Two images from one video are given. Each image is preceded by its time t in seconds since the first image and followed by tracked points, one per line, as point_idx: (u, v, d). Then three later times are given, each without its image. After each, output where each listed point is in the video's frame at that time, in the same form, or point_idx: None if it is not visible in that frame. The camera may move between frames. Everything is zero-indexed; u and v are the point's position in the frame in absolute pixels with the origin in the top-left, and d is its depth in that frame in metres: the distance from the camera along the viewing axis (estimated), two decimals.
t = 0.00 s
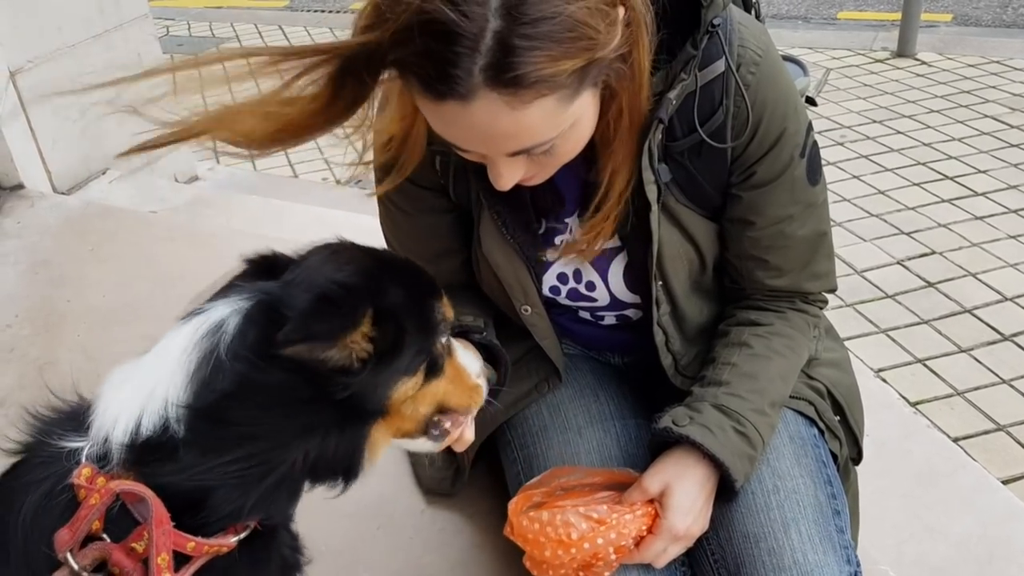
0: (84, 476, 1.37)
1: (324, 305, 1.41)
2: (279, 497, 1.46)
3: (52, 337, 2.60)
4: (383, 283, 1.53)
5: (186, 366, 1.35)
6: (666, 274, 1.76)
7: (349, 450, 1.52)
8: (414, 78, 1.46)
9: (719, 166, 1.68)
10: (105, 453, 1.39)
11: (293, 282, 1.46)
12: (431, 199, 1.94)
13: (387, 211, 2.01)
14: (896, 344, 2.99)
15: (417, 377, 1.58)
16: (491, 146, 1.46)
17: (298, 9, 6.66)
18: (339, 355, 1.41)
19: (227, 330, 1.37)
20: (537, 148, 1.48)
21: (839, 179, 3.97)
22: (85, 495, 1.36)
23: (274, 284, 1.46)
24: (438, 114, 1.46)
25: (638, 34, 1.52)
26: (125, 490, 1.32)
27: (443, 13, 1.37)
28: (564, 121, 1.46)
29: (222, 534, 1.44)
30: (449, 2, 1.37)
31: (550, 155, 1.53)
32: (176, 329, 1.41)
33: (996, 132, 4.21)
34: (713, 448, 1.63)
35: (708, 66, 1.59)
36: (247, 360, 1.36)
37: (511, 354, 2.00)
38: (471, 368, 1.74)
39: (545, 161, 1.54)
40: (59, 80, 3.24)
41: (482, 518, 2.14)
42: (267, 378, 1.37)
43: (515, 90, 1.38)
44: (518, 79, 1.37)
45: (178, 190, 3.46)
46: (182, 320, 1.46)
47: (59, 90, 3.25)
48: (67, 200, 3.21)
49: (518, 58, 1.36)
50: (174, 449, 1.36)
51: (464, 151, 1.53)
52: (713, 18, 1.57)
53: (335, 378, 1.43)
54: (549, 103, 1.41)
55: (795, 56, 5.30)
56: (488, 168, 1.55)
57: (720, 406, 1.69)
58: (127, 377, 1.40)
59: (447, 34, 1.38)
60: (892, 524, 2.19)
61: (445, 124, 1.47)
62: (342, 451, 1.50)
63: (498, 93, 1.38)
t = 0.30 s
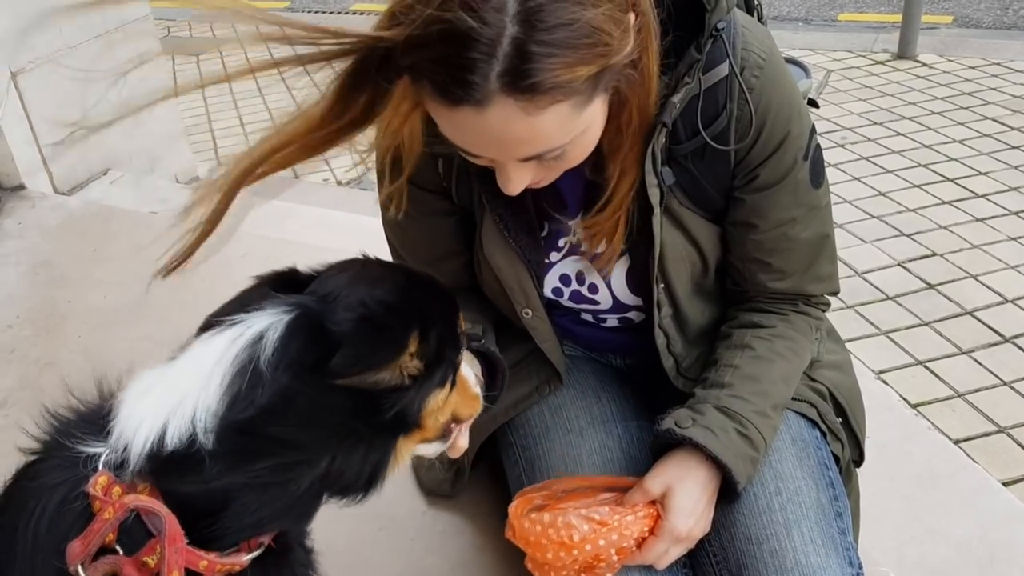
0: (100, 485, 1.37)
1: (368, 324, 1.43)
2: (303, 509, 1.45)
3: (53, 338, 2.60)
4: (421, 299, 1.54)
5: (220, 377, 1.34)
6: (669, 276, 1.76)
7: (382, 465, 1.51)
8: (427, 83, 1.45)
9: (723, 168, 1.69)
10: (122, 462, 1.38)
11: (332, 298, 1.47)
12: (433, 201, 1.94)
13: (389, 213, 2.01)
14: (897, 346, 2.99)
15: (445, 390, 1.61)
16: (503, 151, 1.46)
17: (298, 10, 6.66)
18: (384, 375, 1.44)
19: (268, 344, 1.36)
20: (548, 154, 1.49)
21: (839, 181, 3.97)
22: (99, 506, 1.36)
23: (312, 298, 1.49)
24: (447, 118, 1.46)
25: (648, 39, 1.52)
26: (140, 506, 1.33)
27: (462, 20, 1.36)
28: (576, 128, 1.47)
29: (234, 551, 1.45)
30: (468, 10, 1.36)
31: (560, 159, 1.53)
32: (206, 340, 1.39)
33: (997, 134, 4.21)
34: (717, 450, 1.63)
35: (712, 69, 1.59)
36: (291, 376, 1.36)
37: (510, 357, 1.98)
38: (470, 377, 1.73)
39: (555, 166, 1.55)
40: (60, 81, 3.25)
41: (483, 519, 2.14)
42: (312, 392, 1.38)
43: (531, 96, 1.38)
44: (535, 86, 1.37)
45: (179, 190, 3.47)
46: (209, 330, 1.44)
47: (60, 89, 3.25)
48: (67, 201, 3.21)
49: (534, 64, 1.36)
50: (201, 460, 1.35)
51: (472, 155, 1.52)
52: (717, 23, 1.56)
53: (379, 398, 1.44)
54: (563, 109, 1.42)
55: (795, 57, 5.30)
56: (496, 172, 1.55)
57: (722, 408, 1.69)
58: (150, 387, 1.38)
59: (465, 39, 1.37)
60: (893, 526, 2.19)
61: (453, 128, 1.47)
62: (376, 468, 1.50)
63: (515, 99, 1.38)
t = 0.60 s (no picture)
0: (103, 489, 1.35)
1: (364, 300, 1.47)
2: (302, 499, 1.45)
3: (53, 339, 2.60)
4: (412, 280, 1.56)
5: (218, 373, 1.35)
6: (669, 277, 1.76)
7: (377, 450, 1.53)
8: (434, 88, 1.45)
9: (723, 170, 1.69)
10: (125, 465, 1.38)
11: (323, 282, 1.50)
12: (435, 203, 1.95)
13: (391, 215, 2.01)
14: (896, 348, 2.99)
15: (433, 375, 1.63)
16: (509, 156, 1.46)
17: (298, 12, 6.67)
18: (384, 349, 1.47)
19: (264, 333, 1.38)
20: (553, 159, 1.49)
21: (838, 183, 3.98)
22: (103, 510, 1.34)
23: (301, 285, 1.50)
24: (452, 121, 1.46)
25: (653, 44, 1.52)
26: (144, 508, 1.32)
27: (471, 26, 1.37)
28: (583, 132, 1.47)
29: (240, 552, 1.45)
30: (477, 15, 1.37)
31: (565, 163, 1.53)
32: (200, 338, 1.40)
33: (995, 137, 4.22)
34: (717, 451, 1.63)
35: (713, 71, 1.60)
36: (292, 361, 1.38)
37: (511, 359, 1.99)
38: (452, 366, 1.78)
39: (558, 170, 1.55)
40: (61, 81, 3.25)
41: (482, 520, 2.14)
42: (308, 370, 1.39)
43: (539, 102, 1.39)
44: (542, 92, 1.37)
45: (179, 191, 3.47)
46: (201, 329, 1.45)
47: (59, 89, 3.25)
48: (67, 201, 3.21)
49: (543, 70, 1.37)
50: (202, 455, 1.35)
51: (475, 159, 1.52)
52: (718, 25, 1.58)
53: (380, 371, 1.47)
54: (570, 115, 1.42)
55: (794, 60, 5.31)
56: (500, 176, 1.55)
57: (722, 409, 1.70)
58: (147, 389, 1.39)
59: (474, 44, 1.37)
60: (892, 528, 2.19)
61: (458, 131, 1.47)
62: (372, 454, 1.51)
63: (521, 104, 1.39)
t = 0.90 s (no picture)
0: (100, 492, 1.38)
1: (330, 271, 1.41)
2: (303, 486, 1.47)
3: (54, 341, 2.60)
4: (379, 249, 1.50)
5: (196, 365, 1.33)
6: (669, 279, 1.76)
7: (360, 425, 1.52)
8: (441, 96, 1.45)
9: (722, 171, 1.69)
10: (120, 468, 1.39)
11: (284, 256, 1.43)
12: (436, 204, 1.95)
13: (392, 217, 2.01)
14: (896, 351, 2.99)
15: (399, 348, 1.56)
16: (514, 162, 1.46)
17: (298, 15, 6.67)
18: (356, 322, 1.42)
19: (231, 319, 1.35)
20: (557, 165, 1.50)
21: (838, 186, 3.98)
22: (103, 512, 1.37)
23: (262, 263, 1.44)
24: (455, 126, 1.46)
25: (656, 49, 1.52)
26: (145, 505, 1.34)
27: (479, 32, 1.36)
28: (587, 137, 1.48)
29: (244, 540, 1.47)
30: (485, 22, 1.36)
31: (569, 169, 1.54)
32: (170, 332, 1.37)
33: (995, 140, 4.22)
34: (717, 452, 1.64)
35: (712, 72, 1.60)
36: (263, 346, 1.35)
37: (513, 361, 2.01)
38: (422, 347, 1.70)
39: (561, 176, 1.56)
40: (62, 83, 3.26)
41: (483, 522, 2.14)
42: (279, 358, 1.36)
43: (545, 109, 1.39)
44: (549, 99, 1.38)
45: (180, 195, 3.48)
46: (169, 321, 1.42)
47: (60, 92, 3.25)
48: (67, 204, 3.20)
49: (549, 78, 1.38)
50: (199, 450, 1.35)
51: (479, 164, 1.52)
52: (717, 26, 1.58)
53: (350, 347, 1.43)
54: (575, 121, 1.43)
55: (794, 63, 5.32)
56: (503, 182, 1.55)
57: (723, 410, 1.70)
58: (130, 391, 1.38)
59: (481, 52, 1.37)
60: (893, 531, 2.20)
61: (460, 136, 1.47)
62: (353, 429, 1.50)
63: (528, 111, 1.39)
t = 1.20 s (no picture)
0: (82, 489, 1.38)
1: (320, 271, 1.45)
2: (279, 483, 1.50)
3: (55, 341, 2.60)
4: (371, 262, 1.55)
5: (181, 351, 1.35)
6: (671, 279, 1.76)
7: (331, 430, 1.56)
8: (446, 101, 1.45)
9: (723, 172, 1.69)
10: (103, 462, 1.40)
11: (280, 254, 1.47)
12: (438, 204, 1.95)
13: (395, 217, 2.01)
14: (897, 352, 2.99)
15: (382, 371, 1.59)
16: (520, 165, 1.46)
17: (300, 16, 6.67)
18: (337, 324, 1.45)
19: (218, 307, 1.37)
20: (564, 166, 1.49)
21: (839, 187, 3.98)
22: (86, 509, 1.37)
23: (258, 256, 1.48)
24: (458, 127, 1.46)
25: (659, 50, 1.52)
26: (128, 500, 1.34)
27: (486, 40, 1.36)
28: (593, 137, 1.47)
29: (230, 533, 1.48)
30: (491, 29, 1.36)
31: (576, 169, 1.53)
32: (158, 319, 1.39)
33: (997, 141, 4.22)
34: (718, 453, 1.63)
35: (714, 73, 1.60)
36: (250, 332, 1.37)
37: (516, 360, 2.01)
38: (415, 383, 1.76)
39: (566, 177, 1.55)
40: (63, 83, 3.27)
41: (483, 523, 2.14)
42: (264, 354, 1.39)
43: (551, 111, 1.39)
44: (556, 103, 1.38)
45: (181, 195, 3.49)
46: (157, 308, 1.44)
47: (62, 93, 3.26)
48: (68, 204, 3.20)
49: (554, 82, 1.37)
50: (183, 439, 1.37)
51: (484, 167, 1.52)
52: (720, 27, 1.57)
53: (332, 350, 1.47)
54: (581, 123, 1.43)
55: (796, 63, 5.32)
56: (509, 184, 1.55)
57: (724, 410, 1.69)
58: (117, 377, 1.40)
59: (486, 57, 1.37)
60: (894, 532, 2.19)
61: (463, 137, 1.47)
62: (327, 431, 1.54)
63: (534, 114, 1.39)
